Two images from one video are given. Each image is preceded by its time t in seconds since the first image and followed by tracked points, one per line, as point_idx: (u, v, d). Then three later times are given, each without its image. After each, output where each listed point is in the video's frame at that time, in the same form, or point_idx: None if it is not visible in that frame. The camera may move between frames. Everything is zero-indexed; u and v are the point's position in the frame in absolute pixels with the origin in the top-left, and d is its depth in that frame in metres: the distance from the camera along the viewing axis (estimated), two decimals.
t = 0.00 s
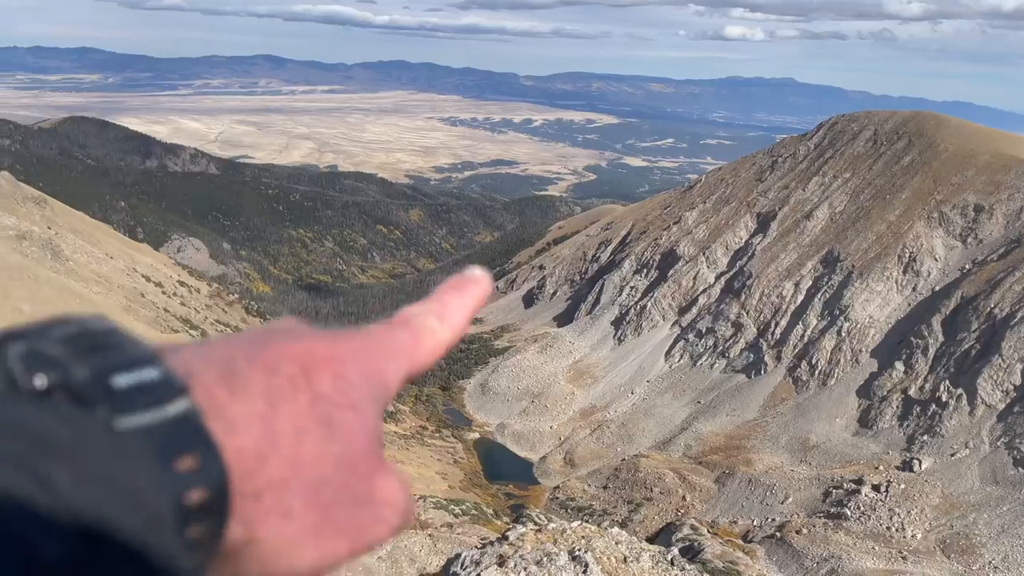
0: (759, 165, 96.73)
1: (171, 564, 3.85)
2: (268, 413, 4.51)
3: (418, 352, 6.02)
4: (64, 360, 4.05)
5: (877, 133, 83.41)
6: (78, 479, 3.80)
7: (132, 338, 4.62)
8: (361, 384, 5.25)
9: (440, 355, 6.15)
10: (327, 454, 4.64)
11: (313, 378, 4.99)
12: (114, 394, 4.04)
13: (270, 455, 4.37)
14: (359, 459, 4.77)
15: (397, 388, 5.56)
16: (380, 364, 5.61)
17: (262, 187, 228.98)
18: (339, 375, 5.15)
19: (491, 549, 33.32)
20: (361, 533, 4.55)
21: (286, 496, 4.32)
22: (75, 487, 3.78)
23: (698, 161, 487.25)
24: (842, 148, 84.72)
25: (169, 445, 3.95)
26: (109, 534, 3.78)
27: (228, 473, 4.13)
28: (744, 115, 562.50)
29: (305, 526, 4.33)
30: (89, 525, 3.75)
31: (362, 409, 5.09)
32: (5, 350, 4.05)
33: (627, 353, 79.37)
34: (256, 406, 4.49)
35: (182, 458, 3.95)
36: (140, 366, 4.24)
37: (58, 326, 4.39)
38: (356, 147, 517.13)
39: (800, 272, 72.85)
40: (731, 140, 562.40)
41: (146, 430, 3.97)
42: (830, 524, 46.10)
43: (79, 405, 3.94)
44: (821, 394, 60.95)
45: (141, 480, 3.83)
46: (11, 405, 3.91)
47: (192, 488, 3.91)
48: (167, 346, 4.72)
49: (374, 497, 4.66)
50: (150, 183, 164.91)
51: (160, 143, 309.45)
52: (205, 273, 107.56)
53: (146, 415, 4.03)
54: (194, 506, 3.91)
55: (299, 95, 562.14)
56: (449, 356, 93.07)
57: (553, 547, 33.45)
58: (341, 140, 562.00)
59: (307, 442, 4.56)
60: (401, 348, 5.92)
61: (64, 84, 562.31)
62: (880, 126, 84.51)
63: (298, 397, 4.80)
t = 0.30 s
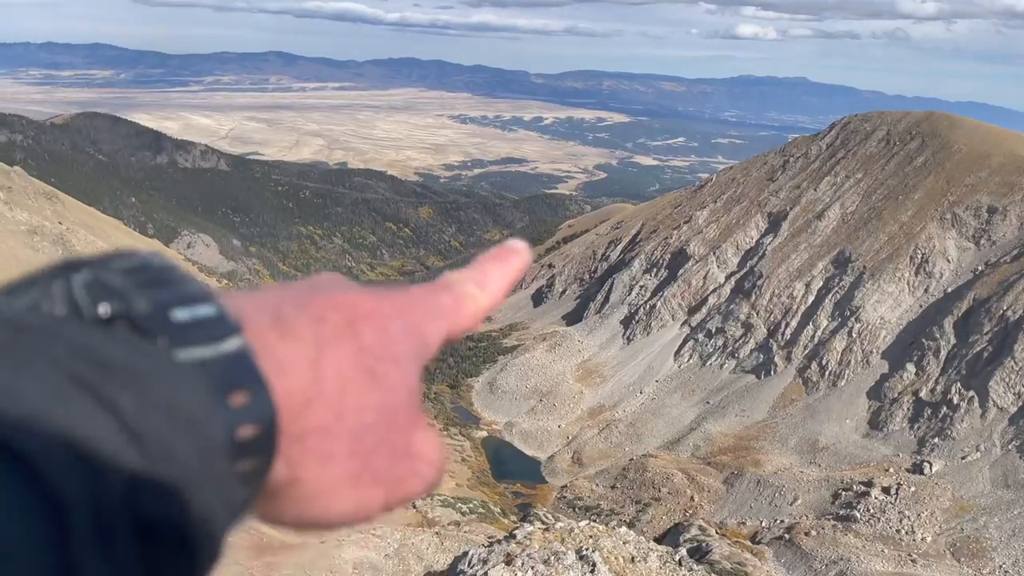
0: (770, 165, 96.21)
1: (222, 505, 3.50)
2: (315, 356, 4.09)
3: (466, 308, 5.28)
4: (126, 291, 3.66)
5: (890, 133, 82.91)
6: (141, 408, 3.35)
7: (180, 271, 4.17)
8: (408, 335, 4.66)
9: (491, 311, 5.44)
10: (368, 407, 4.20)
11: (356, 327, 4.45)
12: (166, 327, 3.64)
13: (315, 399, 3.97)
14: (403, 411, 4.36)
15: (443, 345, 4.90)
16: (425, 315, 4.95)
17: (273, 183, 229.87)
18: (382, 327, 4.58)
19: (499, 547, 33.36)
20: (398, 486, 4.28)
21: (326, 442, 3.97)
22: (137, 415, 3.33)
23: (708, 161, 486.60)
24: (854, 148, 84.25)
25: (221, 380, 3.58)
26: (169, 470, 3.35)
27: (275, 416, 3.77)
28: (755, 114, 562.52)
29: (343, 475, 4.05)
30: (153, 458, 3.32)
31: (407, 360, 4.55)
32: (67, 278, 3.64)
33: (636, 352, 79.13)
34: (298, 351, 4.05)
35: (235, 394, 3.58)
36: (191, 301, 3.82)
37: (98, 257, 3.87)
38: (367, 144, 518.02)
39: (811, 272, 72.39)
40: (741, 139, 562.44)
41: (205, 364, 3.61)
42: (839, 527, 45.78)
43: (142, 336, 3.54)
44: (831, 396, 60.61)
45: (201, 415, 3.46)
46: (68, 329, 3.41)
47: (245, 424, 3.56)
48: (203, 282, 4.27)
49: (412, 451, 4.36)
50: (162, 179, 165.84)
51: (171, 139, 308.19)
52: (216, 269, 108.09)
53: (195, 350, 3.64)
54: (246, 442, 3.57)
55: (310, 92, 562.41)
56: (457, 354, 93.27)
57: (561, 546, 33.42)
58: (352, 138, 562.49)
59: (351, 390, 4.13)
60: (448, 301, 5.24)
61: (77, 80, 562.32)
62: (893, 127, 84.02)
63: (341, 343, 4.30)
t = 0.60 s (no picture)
0: (779, 164, 95.91)
1: (226, 509, 3.42)
2: (316, 364, 4.09)
3: (470, 318, 5.26)
4: (130, 298, 3.58)
5: (900, 133, 82.49)
6: (145, 412, 3.24)
7: (182, 277, 4.16)
8: (408, 345, 4.67)
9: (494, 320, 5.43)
10: (366, 414, 4.23)
11: (357, 335, 4.45)
12: (170, 332, 3.59)
13: (315, 406, 3.99)
14: (403, 418, 4.37)
15: (445, 354, 4.87)
16: (427, 324, 4.95)
17: (282, 179, 230.70)
18: (384, 335, 4.59)
19: (505, 546, 33.41)
20: (399, 492, 4.31)
21: (326, 448, 4.00)
22: (141, 419, 3.22)
23: (717, 161, 486.05)
24: (864, 148, 83.81)
25: (225, 384, 3.55)
26: (169, 475, 3.24)
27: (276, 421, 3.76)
28: (765, 113, 562.38)
29: (343, 480, 4.07)
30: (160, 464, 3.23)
31: (407, 369, 4.56)
32: (71, 285, 3.54)
33: (643, 351, 79.10)
34: (298, 358, 4.05)
35: (239, 398, 3.56)
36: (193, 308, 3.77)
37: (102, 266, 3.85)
38: (375, 142, 519.42)
39: (820, 272, 72.18)
40: (750, 138, 562.36)
41: (206, 368, 3.56)
42: (846, 527, 45.57)
43: (145, 340, 3.48)
44: (840, 396, 60.43)
45: (205, 420, 3.37)
46: (70, 331, 3.33)
47: (246, 428, 3.53)
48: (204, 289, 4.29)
49: (414, 457, 4.38)
50: (171, 175, 166.66)
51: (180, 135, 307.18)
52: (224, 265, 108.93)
53: (196, 356, 3.60)
54: (249, 446, 3.54)
55: (319, 89, 562.52)
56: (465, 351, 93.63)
57: (567, 544, 33.43)
58: (360, 135, 563.08)
59: (351, 397, 4.15)
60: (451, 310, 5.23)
61: (88, 76, 562.31)
62: (903, 127, 83.55)
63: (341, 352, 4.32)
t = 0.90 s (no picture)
0: (790, 164, 95.59)
1: (197, 479, 3.96)
2: (295, 343, 4.57)
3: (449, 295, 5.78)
4: (101, 278, 4.22)
5: (912, 133, 81.89)
6: (112, 390, 3.85)
7: (163, 261, 4.75)
8: (386, 322, 5.18)
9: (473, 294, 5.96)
10: (348, 393, 4.70)
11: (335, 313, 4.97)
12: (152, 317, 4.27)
13: (293, 381, 4.44)
14: (380, 396, 4.83)
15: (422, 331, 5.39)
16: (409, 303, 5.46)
17: (292, 176, 231.56)
18: (362, 314, 5.08)
19: (511, 543, 33.49)
20: (378, 465, 4.78)
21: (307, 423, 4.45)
22: (110, 396, 3.83)
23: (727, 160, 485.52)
24: (876, 148, 83.36)
25: (199, 364, 4.08)
26: (133, 454, 3.81)
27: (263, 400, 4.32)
28: (775, 113, 562.31)
29: (321, 460, 4.53)
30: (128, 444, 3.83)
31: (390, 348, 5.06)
32: (42, 265, 4.20)
33: (652, 351, 79.06)
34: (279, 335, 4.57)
35: (214, 378, 4.08)
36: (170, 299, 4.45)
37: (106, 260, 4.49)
38: (385, 140, 520.85)
39: (830, 273, 72.00)
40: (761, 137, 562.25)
41: (180, 346, 4.13)
42: (855, 529, 45.33)
43: (115, 318, 4.11)
44: (849, 397, 60.18)
45: (174, 396, 3.94)
46: (46, 309, 3.97)
47: (219, 406, 4.04)
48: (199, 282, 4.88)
49: (393, 434, 4.84)
50: (183, 172, 167.76)
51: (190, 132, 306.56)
52: (235, 261, 109.80)
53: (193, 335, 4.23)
54: (222, 424, 4.05)
55: (329, 86, 562.63)
56: (473, 349, 93.94)
57: (574, 542, 33.43)
58: (370, 133, 563.57)
59: (329, 375, 4.59)
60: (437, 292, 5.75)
61: (99, 73, 562.51)
62: (915, 127, 82.98)
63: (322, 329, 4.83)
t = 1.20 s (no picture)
0: (806, 164, 95.18)
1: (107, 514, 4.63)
2: (217, 388, 5.36)
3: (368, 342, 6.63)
4: (12, 327, 4.87)
5: (931, 133, 81.23)
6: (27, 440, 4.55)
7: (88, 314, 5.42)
8: (308, 367, 6.03)
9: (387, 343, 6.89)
10: (268, 428, 5.49)
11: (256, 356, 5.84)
12: (52, 358, 4.82)
13: (216, 426, 5.23)
14: (301, 440, 5.67)
15: (344, 374, 6.31)
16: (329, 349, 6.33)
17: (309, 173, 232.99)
18: (285, 360, 5.96)
19: (523, 541, 33.64)
20: (297, 509, 5.57)
21: (229, 468, 5.24)
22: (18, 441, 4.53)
23: (744, 160, 484.72)
24: (894, 148, 82.67)
25: (115, 407, 4.79)
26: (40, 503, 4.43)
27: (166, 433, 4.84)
28: (793, 113, 562.33)
29: (243, 499, 5.26)
30: (29, 494, 4.41)
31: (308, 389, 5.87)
32: None
33: (666, 350, 78.96)
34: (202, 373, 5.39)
35: (128, 423, 4.78)
36: (81, 335, 5.11)
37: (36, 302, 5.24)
38: (401, 137, 522.55)
39: (846, 273, 71.64)
40: (778, 136, 562.25)
41: (100, 390, 4.82)
42: (869, 531, 44.96)
43: (23, 365, 4.70)
44: (864, 398, 59.79)
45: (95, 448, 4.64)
46: None
47: (138, 451, 4.78)
48: (133, 321, 5.59)
49: (313, 477, 5.67)
50: (200, 169, 169.48)
51: (206, 129, 305.89)
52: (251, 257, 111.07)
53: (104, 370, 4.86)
54: (139, 467, 4.79)
55: (346, 83, 562.44)
56: (486, 347, 94.36)
57: (586, 541, 33.39)
58: (385, 130, 563.53)
59: (251, 421, 5.42)
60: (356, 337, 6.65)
61: (118, 69, 562.50)
62: (934, 126, 82.12)
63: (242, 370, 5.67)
